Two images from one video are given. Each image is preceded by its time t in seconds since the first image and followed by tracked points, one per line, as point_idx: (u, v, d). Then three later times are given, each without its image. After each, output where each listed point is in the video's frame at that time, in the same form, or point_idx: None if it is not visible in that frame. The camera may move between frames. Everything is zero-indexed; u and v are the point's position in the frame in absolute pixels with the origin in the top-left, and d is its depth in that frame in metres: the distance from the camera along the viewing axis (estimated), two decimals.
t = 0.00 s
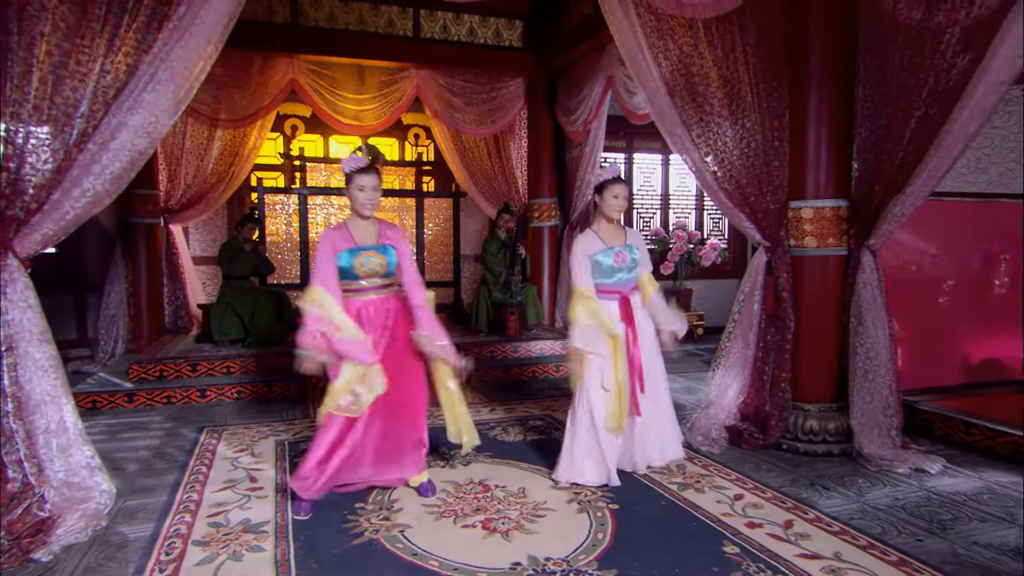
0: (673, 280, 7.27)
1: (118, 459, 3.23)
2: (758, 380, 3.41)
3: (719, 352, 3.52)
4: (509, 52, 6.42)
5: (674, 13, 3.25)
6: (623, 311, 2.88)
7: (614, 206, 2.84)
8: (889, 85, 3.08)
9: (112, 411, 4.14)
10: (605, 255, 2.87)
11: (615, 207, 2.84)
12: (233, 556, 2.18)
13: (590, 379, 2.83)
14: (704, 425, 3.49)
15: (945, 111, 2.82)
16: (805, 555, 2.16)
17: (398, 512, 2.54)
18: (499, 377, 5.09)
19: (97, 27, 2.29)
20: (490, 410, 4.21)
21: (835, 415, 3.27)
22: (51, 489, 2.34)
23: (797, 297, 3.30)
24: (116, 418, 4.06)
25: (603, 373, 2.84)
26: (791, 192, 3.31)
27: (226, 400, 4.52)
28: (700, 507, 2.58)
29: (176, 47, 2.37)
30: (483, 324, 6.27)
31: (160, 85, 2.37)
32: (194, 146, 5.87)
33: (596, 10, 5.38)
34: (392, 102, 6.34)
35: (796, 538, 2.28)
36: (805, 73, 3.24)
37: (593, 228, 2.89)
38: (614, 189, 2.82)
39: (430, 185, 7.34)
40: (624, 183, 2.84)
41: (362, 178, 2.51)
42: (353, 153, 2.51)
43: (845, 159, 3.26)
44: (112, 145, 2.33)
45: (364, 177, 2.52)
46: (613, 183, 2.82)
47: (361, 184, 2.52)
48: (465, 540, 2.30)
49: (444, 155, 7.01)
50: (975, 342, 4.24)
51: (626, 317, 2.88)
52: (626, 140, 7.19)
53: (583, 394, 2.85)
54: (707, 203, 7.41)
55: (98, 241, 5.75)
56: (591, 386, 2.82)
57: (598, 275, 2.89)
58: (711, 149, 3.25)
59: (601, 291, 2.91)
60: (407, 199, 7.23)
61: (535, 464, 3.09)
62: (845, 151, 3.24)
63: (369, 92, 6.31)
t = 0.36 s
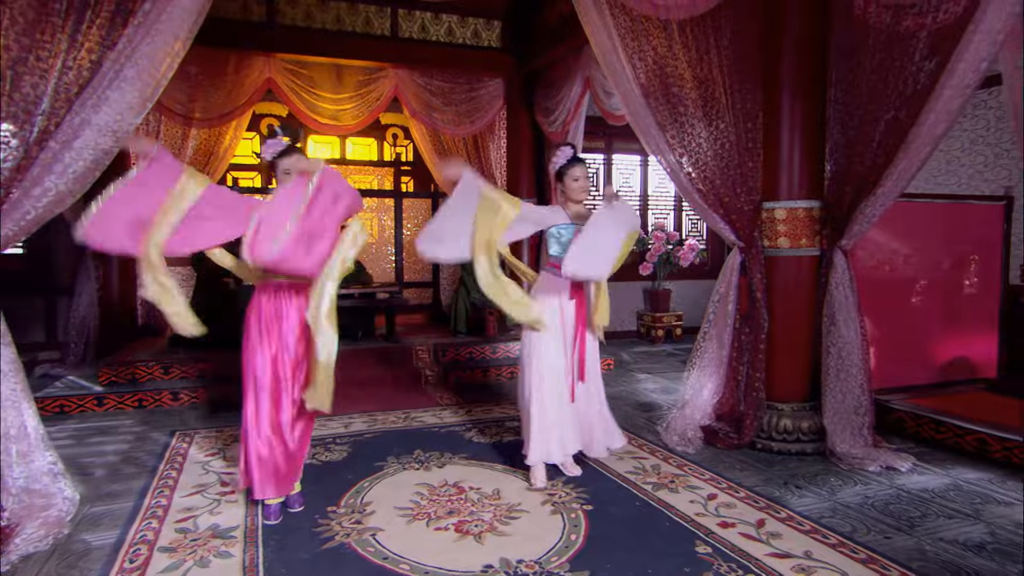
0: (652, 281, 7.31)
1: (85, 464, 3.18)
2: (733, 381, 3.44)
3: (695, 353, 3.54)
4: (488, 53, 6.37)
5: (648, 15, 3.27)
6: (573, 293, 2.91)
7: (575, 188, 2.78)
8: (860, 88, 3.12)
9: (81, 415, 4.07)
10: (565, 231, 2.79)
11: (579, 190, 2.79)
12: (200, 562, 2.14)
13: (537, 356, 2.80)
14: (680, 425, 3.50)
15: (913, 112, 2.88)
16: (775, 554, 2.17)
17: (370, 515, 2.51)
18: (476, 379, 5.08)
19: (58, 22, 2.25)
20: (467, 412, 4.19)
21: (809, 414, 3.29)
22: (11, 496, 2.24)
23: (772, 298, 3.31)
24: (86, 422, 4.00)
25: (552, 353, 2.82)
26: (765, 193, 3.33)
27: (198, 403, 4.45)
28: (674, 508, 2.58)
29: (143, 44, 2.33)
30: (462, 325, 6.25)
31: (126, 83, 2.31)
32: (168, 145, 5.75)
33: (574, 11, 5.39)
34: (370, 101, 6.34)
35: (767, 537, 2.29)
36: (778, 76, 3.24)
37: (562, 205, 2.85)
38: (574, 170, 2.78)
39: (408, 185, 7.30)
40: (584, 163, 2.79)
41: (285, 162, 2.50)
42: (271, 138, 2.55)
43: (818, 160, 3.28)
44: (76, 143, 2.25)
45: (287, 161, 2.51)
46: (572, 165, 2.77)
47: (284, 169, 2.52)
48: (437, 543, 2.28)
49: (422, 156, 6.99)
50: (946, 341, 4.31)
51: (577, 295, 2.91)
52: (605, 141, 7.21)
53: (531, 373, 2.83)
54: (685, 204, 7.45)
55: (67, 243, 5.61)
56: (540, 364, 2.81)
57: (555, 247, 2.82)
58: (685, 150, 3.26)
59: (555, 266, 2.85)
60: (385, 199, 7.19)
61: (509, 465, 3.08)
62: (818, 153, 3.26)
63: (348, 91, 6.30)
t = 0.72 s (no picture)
0: (632, 282, 7.34)
1: (51, 470, 3.10)
2: (710, 380, 3.45)
3: (672, 353, 3.53)
4: (468, 52, 6.36)
5: (623, 15, 3.28)
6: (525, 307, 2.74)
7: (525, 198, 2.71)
8: (833, 90, 3.14)
9: (51, 420, 3.99)
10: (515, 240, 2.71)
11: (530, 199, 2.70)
12: (166, 569, 2.10)
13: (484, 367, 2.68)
14: (657, 425, 3.51)
15: (885, 114, 2.90)
16: (748, 554, 2.18)
17: (343, 519, 2.48)
18: (455, 380, 5.06)
19: (17, 16, 2.02)
20: (445, 413, 4.16)
21: (784, 414, 3.30)
22: None
23: (747, 299, 3.32)
24: (55, 427, 3.91)
25: (501, 364, 2.69)
26: (741, 194, 3.33)
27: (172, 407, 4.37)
28: (649, 508, 2.58)
29: (110, 40, 2.20)
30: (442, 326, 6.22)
31: (92, 80, 2.15)
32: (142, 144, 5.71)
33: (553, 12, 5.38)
34: (349, 100, 6.29)
35: (741, 537, 2.30)
36: (754, 77, 3.26)
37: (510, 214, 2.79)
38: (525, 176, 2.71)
39: (388, 185, 7.26)
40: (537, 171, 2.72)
41: (212, 168, 2.39)
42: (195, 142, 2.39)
43: (793, 161, 3.30)
44: (38, 143, 2.03)
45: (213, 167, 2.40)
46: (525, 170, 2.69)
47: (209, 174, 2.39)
48: (410, 546, 2.26)
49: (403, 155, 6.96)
50: (920, 340, 4.36)
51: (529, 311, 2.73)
52: (585, 142, 7.22)
53: (478, 391, 2.68)
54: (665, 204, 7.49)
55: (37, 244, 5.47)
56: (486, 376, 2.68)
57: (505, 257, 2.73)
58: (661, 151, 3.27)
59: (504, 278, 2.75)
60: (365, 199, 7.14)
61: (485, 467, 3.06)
62: (793, 155, 3.28)
63: (326, 91, 6.27)
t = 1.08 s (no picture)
0: (615, 282, 7.35)
1: (20, 476, 3.04)
2: (689, 380, 3.45)
3: (651, 354, 3.53)
4: (450, 52, 6.35)
5: (603, 15, 3.27)
6: (481, 326, 2.75)
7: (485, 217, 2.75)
8: (810, 91, 3.15)
9: (22, 425, 3.91)
10: (478, 262, 2.74)
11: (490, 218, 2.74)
12: None
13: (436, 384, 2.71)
14: (637, 425, 3.50)
15: (861, 114, 2.92)
16: (724, 554, 2.18)
17: (318, 522, 2.45)
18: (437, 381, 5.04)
19: None
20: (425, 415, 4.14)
21: (763, 414, 3.31)
22: None
23: (726, 299, 3.33)
24: (26, 431, 3.84)
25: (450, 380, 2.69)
26: (720, 194, 3.35)
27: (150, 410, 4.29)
28: (627, 509, 2.57)
29: (75, 36, 2.09)
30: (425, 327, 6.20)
31: (58, 77, 2.05)
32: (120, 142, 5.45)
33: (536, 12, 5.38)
34: (330, 100, 6.23)
35: (718, 538, 2.30)
36: (732, 79, 3.28)
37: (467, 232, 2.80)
38: (484, 198, 2.73)
39: (371, 185, 7.22)
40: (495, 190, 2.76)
41: (144, 178, 2.25)
42: (127, 153, 2.26)
43: (771, 162, 3.31)
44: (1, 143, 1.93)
45: (146, 178, 2.27)
46: (484, 191, 2.73)
47: (143, 185, 2.26)
48: (385, 549, 2.24)
49: (385, 156, 6.91)
50: (897, 340, 4.40)
51: (485, 331, 2.74)
52: (568, 143, 7.22)
53: (434, 407, 2.69)
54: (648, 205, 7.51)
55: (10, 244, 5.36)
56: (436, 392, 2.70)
57: (466, 278, 2.75)
58: (640, 151, 3.27)
59: (462, 296, 2.77)
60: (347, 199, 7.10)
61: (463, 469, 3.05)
62: (771, 156, 3.30)
63: (307, 91, 6.20)
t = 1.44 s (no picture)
0: (599, 282, 7.35)
1: None
2: (669, 380, 3.46)
3: (631, 354, 3.52)
4: (432, 51, 6.31)
5: (581, 15, 3.27)
6: (448, 335, 2.75)
7: (458, 229, 2.78)
8: (788, 91, 3.16)
9: None
10: (445, 270, 2.78)
11: (463, 229, 2.77)
12: None
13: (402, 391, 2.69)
14: (617, 426, 3.50)
15: (838, 115, 2.93)
16: (701, 554, 2.18)
17: (293, 526, 2.42)
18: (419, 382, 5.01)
19: None
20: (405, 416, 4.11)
21: (742, 413, 3.32)
22: None
23: (706, 299, 3.34)
24: None
25: (418, 389, 2.68)
26: (699, 194, 3.35)
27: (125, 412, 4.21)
28: (605, 510, 2.56)
29: (40, 30, 2.01)
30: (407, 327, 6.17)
31: (21, 73, 1.98)
32: (95, 142, 5.28)
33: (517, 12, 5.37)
34: (311, 99, 6.18)
35: (695, 538, 2.29)
36: (711, 79, 3.28)
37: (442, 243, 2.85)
38: (457, 213, 2.76)
39: (353, 185, 7.17)
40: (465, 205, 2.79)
41: (91, 186, 2.27)
42: (74, 160, 2.26)
43: (749, 162, 3.32)
44: None
45: (93, 184, 2.28)
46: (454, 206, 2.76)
47: (90, 193, 2.27)
48: (360, 553, 2.21)
49: (367, 155, 6.84)
50: (876, 339, 4.43)
51: (451, 340, 2.74)
52: (552, 143, 7.22)
53: (401, 413, 2.67)
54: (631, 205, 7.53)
55: None
56: (403, 400, 2.68)
57: (432, 284, 2.78)
58: (619, 150, 3.27)
59: (429, 303, 2.79)
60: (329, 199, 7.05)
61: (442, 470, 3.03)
62: (750, 155, 3.31)
63: (288, 90, 6.15)
